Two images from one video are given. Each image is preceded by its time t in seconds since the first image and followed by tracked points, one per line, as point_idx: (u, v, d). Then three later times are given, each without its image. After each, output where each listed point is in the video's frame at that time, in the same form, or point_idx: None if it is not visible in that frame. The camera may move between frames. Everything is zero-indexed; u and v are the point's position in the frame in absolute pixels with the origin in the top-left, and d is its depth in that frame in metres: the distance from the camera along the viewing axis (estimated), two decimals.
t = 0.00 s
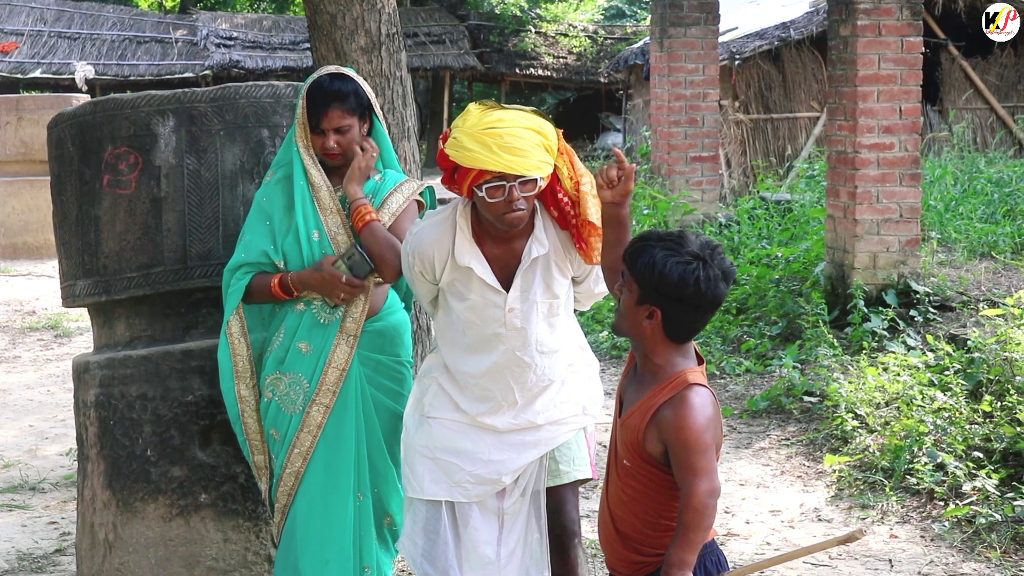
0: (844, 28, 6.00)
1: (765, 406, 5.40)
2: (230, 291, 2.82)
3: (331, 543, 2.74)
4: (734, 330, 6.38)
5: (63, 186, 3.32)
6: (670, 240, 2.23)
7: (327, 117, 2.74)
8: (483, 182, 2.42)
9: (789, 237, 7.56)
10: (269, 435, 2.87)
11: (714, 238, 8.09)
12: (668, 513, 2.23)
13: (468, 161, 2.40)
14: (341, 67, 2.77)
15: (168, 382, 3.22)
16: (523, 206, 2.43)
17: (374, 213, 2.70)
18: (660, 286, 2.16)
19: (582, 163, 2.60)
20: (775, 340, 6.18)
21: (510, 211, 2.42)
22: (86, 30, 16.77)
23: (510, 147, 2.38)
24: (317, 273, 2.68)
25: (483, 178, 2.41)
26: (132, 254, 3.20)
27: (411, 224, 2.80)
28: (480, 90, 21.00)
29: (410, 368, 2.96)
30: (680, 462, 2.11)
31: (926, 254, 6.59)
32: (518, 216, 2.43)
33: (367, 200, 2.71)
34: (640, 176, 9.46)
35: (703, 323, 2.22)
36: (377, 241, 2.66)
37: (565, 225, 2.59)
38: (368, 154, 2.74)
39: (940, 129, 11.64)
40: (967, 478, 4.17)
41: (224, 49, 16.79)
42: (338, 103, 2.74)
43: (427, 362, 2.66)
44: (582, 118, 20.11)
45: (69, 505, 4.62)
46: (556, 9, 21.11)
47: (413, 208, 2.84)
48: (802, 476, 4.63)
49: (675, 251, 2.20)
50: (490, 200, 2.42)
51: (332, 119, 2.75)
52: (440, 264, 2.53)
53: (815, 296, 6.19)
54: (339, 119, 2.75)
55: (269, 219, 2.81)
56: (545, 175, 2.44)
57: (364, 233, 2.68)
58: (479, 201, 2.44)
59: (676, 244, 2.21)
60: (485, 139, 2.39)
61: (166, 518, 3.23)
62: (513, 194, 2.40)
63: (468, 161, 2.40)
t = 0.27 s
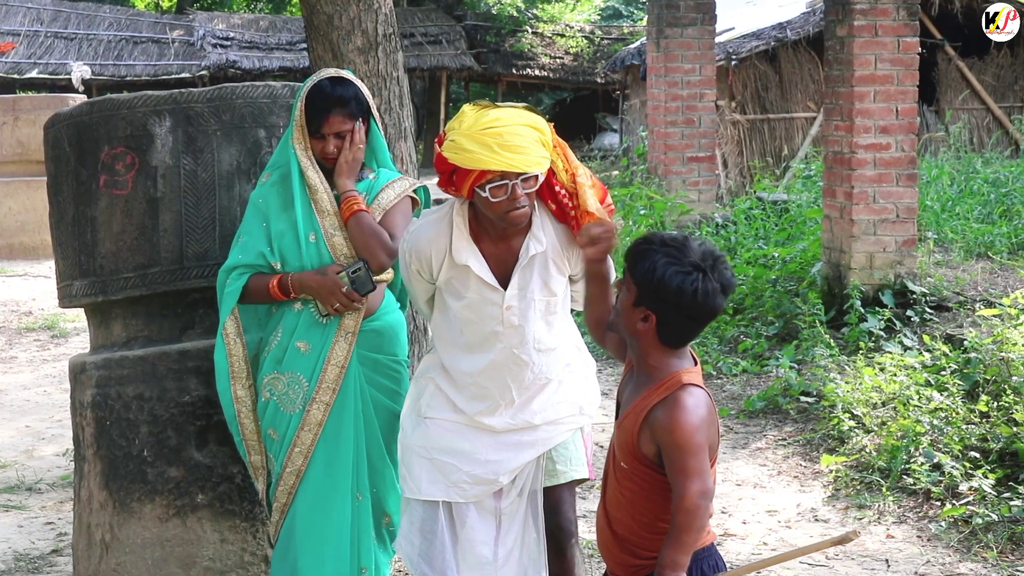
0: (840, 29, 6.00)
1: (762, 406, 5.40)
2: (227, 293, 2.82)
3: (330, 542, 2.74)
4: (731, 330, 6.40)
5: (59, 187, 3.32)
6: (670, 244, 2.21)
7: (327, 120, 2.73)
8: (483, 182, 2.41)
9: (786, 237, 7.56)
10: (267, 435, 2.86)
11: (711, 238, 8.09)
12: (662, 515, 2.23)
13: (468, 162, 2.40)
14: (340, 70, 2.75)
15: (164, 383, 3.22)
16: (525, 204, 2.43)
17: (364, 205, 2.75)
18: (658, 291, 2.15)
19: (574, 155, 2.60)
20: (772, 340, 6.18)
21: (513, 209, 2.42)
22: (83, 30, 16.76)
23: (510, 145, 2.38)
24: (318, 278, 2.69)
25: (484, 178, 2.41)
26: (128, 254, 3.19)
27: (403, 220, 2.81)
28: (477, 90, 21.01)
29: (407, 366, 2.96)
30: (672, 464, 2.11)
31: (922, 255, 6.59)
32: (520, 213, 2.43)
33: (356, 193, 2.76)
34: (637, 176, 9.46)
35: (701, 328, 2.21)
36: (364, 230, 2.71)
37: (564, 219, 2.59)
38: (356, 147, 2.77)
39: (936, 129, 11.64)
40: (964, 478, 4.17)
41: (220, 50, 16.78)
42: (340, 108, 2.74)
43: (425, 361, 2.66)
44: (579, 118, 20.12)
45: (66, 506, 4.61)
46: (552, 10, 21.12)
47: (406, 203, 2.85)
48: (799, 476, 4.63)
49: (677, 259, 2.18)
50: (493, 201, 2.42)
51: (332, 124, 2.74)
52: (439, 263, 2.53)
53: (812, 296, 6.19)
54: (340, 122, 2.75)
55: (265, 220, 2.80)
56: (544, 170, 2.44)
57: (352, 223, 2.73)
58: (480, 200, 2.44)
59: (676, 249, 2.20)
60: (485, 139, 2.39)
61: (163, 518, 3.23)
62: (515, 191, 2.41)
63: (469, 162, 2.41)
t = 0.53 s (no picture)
0: (837, 29, 6.01)
1: (759, 406, 5.40)
2: (223, 294, 2.82)
3: (328, 543, 2.74)
4: (728, 331, 6.40)
5: (56, 187, 3.31)
6: (674, 243, 2.21)
7: (328, 122, 2.74)
8: (489, 158, 2.38)
9: (783, 237, 7.57)
10: (264, 435, 2.86)
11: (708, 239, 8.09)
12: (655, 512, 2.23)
13: (476, 136, 2.38)
14: (339, 71, 2.75)
15: (162, 383, 3.22)
16: (524, 185, 2.40)
17: (357, 205, 2.74)
18: (658, 288, 2.16)
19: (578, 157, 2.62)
20: (769, 341, 6.18)
21: (514, 188, 2.39)
22: (80, 30, 16.75)
23: (519, 123, 2.36)
24: (317, 279, 2.69)
25: (490, 153, 2.38)
26: (126, 254, 3.19)
27: (398, 219, 2.81)
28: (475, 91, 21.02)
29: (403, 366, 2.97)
30: (663, 457, 2.11)
31: (919, 255, 6.59)
32: (519, 195, 2.40)
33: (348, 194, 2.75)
34: (635, 177, 9.46)
35: (701, 327, 2.21)
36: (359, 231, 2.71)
37: (563, 215, 2.58)
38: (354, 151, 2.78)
39: (933, 130, 11.65)
40: (961, 478, 4.17)
41: (218, 50, 16.76)
42: (340, 109, 2.74)
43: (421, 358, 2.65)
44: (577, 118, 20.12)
45: (62, 506, 4.61)
46: (550, 10, 21.12)
47: (401, 203, 2.85)
48: (796, 476, 4.63)
49: (682, 258, 2.17)
50: (494, 178, 2.39)
51: (333, 125, 2.74)
52: (439, 257, 2.52)
53: (809, 296, 6.19)
54: (339, 123, 2.75)
55: (261, 221, 2.80)
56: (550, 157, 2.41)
57: (346, 223, 2.72)
58: (483, 178, 2.41)
59: (678, 248, 2.20)
60: (496, 116, 2.38)
61: (160, 518, 3.23)
62: (519, 170, 2.37)
63: (474, 136, 2.39)
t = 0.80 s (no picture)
0: (837, 29, 6.01)
1: (759, 406, 5.40)
2: (222, 295, 2.81)
3: (328, 543, 2.74)
4: (728, 330, 6.41)
5: (56, 187, 3.31)
6: (673, 237, 2.22)
7: (328, 120, 2.73)
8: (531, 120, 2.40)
9: (783, 237, 7.57)
10: (262, 435, 2.85)
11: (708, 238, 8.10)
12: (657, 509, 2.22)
13: (526, 95, 2.41)
14: (338, 70, 2.75)
15: (162, 383, 3.22)
16: (547, 159, 2.39)
17: (358, 205, 2.75)
18: (653, 279, 2.17)
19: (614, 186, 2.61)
20: (769, 340, 6.18)
21: (541, 153, 2.39)
22: (80, 30, 16.75)
23: (570, 99, 2.40)
24: (318, 279, 2.69)
25: (533, 115, 2.40)
26: (126, 254, 3.19)
27: (398, 219, 2.81)
28: (475, 90, 21.03)
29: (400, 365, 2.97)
30: (668, 451, 2.11)
31: (920, 254, 6.60)
32: (539, 169, 2.40)
33: (348, 194, 2.76)
34: (635, 176, 9.46)
35: (704, 321, 2.22)
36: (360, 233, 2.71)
37: (583, 228, 2.53)
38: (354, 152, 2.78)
39: (933, 129, 11.65)
40: (961, 478, 4.18)
41: (218, 50, 16.76)
42: (340, 107, 2.74)
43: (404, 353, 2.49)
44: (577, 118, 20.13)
45: (63, 506, 4.61)
46: (550, 10, 21.12)
47: (401, 203, 2.85)
48: (796, 475, 4.63)
49: (673, 246, 2.20)
50: (526, 140, 2.40)
51: (332, 123, 2.74)
52: (456, 226, 2.45)
53: (809, 296, 6.19)
54: (339, 122, 2.75)
55: (260, 222, 2.79)
56: (584, 146, 2.41)
57: (347, 224, 2.73)
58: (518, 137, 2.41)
59: (677, 241, 2.21)
60: (553, 87, 2.42)
61: (161, 518, 3.23)
62: (554, 139, 2.38)
63: (524, 97, 2.41)
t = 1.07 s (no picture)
0: (837, 28, 6.01)
1: (759, 406, 5.40)
2: (220, 296, 2.81)
3: (325, 544, 2.75)
4: (728, 330, 6.40)
5: (56, 187, 3.31)
6: (678, 239, 2.21)
7: (327, 121, 2.74)
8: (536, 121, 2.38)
9: (783, 237, 7.57)
10: (261, 436, 2.85)
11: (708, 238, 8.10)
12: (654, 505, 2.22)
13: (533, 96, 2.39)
14: (337, 70, 2.76)
15: (162, 383, 3.22)
16: (549, 160, 2.37)
17: (358, 207, 2.75)
18: (660, 280, 2.16)
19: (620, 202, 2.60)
20: (769, 340, 6.18)
21: (541, 153, 2.37)
22: (80, 30, 16.75)
23: (577, 105, 2.37)
24: (318, 280, 2.69)
25: (539, 116, 2.38)
26: (126, 254, 3.19)
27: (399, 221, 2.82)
28: (474, 90, 21.04)
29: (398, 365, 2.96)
30: (668, 447, 2.11)
31: (920, 254, 6.60)
32: (540, 172, 2.38)
33: (349, 196, 2.76)
34: (635, 176, 9.45)
35: (707, 322, 2.21)
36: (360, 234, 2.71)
37: (594, 246, 2.54)
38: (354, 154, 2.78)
39: (933, 129, 11.64)
40: (961, 478, 4.18)
41: (217, 50, 16.76)
42: (339, 106, 2.74)
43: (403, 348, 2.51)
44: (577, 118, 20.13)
45: (63, 506, 4.61)
46: (549, 10, 21.13)
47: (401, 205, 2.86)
48: (796, 476, 4.63)
49: (683, 249, 2.19)
50: (529, 140, 2.38)
51: (332, 123, 2.74)
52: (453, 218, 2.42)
53: (809, 296, 6.19)
54: (338, 122, 2.75)
55: (258, 223, 2.79)
56: (587, 155, 2.38)
57: (347, 225, 2.73)
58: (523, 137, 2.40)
59: (683, 243, 2.20)
60: (561, 93, 2.39)
61: (160, 518, 3.23)
62: (556, 141, 2.35)
63: (530, 98, 2.38)
